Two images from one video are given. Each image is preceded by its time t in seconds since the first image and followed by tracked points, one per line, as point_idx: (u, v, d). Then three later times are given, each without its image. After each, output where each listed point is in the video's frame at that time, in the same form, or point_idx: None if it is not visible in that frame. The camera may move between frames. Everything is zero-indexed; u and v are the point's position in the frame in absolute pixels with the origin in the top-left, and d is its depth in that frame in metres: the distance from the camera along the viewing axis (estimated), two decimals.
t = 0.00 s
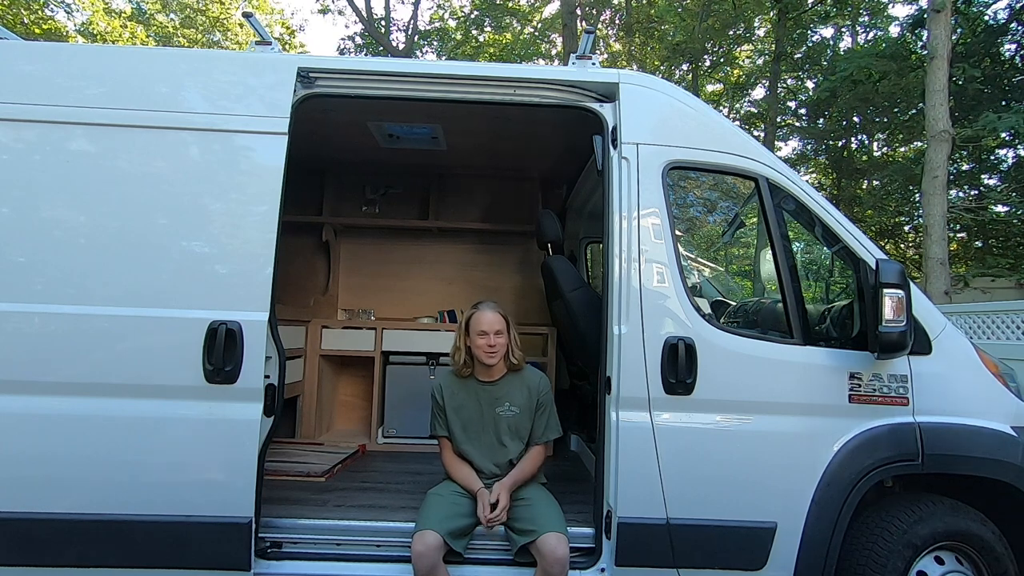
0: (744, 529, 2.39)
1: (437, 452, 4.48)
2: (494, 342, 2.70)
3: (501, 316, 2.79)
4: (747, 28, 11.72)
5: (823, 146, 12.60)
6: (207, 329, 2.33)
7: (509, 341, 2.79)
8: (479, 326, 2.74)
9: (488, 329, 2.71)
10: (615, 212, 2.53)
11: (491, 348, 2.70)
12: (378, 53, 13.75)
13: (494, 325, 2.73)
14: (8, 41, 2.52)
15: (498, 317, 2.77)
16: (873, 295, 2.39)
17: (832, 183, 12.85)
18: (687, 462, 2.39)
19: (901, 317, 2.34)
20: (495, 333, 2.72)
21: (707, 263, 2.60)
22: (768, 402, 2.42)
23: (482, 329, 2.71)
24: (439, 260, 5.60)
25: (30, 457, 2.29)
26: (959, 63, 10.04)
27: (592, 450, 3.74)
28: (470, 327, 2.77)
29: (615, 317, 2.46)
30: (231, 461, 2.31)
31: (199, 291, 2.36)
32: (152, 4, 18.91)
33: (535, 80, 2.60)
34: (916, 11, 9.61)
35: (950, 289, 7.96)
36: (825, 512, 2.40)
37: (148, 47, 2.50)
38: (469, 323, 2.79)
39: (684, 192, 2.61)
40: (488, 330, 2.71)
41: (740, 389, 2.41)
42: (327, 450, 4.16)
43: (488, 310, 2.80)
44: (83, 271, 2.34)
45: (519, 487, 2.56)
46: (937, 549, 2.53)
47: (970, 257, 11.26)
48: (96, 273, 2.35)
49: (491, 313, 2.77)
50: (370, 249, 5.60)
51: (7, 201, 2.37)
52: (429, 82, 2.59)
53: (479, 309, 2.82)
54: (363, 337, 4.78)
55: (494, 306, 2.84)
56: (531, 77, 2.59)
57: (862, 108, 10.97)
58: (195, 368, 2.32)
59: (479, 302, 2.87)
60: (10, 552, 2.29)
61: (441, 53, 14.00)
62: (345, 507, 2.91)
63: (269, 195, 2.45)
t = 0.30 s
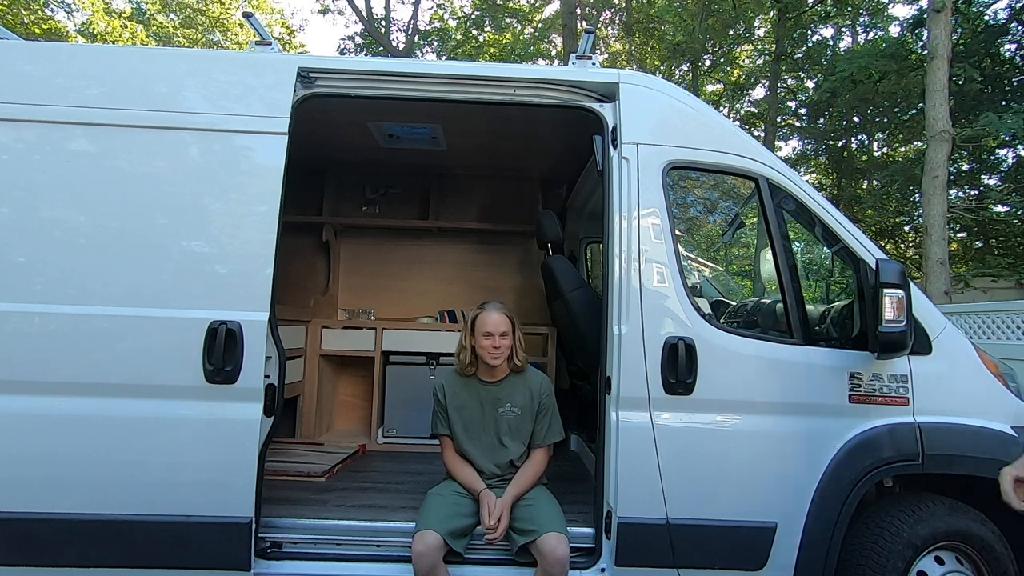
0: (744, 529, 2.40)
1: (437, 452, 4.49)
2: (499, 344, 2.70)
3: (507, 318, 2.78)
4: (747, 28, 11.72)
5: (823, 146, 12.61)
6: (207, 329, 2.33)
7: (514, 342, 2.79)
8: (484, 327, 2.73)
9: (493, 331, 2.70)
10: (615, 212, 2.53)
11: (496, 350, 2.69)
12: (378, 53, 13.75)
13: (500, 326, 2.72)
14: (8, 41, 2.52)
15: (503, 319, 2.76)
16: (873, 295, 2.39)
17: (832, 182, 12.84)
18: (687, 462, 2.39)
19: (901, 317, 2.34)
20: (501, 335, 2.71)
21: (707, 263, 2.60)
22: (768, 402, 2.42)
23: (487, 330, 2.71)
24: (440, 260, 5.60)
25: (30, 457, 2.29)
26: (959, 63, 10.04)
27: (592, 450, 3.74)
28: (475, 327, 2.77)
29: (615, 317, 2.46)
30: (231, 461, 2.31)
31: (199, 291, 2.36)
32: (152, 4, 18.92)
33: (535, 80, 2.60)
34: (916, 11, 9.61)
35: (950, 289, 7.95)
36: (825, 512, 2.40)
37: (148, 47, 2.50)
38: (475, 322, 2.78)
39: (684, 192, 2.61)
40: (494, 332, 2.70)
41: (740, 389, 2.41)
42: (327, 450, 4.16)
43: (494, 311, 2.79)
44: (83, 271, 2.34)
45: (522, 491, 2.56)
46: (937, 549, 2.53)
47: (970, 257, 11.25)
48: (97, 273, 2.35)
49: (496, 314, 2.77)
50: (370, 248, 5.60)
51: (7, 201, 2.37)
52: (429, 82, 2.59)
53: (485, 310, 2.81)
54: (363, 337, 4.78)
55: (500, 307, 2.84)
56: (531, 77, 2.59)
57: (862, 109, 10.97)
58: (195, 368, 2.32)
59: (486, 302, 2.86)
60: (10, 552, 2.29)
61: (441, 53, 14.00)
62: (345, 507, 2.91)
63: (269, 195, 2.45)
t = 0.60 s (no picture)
0: (743, 530, 2.39)
1: (437, 452, 4.49)
2: (502, 344, 2.69)
3: (509, 318, 2.76)
4: (747, 28, 11.72)
5: (823, 146, 12.60)
6: (207, 329, 2.33)
7: (516, 343, 2.77)
8: (486, 327, 2.71)
9: (495, 331, 2.68)
10: (615, 212, 2.53)
11: (499, 350, 2.68)
12: (378, 53, 13.75)
13: (503, 327, 2.70)
14: (8, 40, 2.52)
15: (506, 319, 2.74)
16: (873, 295, 2.39)
17: (832, 182, 12.83)
18: (687, 462, 2.39)
19: (901, 317, 2.34)
20: (503, 335, 2.70)
21: (706, 263, 2.59)
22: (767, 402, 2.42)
23: (490, 330, 2.69)
24: (440, 261, 5.60)
25: (30, 457, 2.29)
26: (959, 63, 10.03)
27: (592, 450, 3.74)
28: (477, 327, 2.75)
29: (615, 317, 2.45)
30: (232, 461, 2.31)
31: (199, 292, 2.36)
32: (152, 4, 18.91)
33: (535, 80, 2.60)
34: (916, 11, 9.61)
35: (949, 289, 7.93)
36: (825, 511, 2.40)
37: (149, 47, 2.50)
38: (477, 322, 2.76)
39: (684, 192, 2.61)
40: (496, 332, 2.69)
41: (740, 390, 2.41)
42: (327, 450, 4.16)
43: (496, 311, 2.77)
44: (82, 271, 2.34)
45: (523, 491, 2.56)
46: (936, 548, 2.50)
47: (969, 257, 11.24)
48: (97, 273, 2.35)
49: (499, 314, 2.75)
50: (371, 248, 5.59)
51: (7, 201, 2.37)
52: (429, 82, 2.59)
53: (488, 310, 2.79)
54: (363, 337, 4.78)
55: (502, 307, 2.82)
56: (531, 77, 2.60)
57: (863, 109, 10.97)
58: (195, 368, 2.32)
59: (489, 302, 2.84)
60: (10, 552, 2.29)
61: (441, 53, 13.99)
62: (345, 507, 2.91)
63: (269, 195, 2.45)
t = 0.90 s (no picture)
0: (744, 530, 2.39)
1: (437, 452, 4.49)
2: (505, 341, 2.69)
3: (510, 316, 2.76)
4: (747, 28, 11.73)
5: (823, 146, 12.60)
6: (206, 329, 2.33)
7: (517, 342, 2.77)
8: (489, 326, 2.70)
9: (499, 329, 2.68)
10: (615, 212, 2.53)
11: (503, 347, 2.68)
12: (378, 53, 13.74)
13: (505, 324, 2.70)
14: (8, 41, 2.52)
15: (508, 317, 2.74)
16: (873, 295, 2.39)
17: (832, 182, 12.83)
18: (687, 462, 2.40)
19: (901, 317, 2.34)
20: (507, 332, 2.69)
21: (706, 263, 2.60)
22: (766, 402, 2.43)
23: (494, 329, 2.68)
24: (440, 261, 5.61)
25: (30, 457, 2.29)
26: (959, 63, 10.04)
27: (592, 450, 3.74)
28: (478, 326, 2.74)
29: (615, 317, 2.44)
30: (232, 461, 2.31)
31: (199, 292, 2.36)
32: (153, 4, 18.91)
33: (535, 80, 2.60)
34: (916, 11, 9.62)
35: (950, 289, 7.93)
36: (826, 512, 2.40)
37: (148, 47, 2.50)
38: (477, 323, 2.75)
39: (684, 192, 2.61)
40: (499, 330, 2.68)
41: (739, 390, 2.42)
42: (327, 449, 4.16)
43: (496, 310, 2.76)
44: (82, 271, 2.34)
45: (523, 491, 2.56)
46: (937, 549, 2.53)
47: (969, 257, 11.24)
48: (97, 272, 2.35)
49: (500, 312, 2.74)
50: (370, 248, 5.59)
51: (7, 201, 2.37)
52: (429, 82, 2.59)
53: (489, 309, 2.78)
54: (363, 337, 4.78)
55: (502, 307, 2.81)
56: (531, 77, 2.60)
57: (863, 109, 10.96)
58: (195, 368, 2.32)
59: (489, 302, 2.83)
60: (9, 552, 2.29)
61: (442, 53, 13.97)
62: (345, 507, 2.91)
63: (269, 195, 2.45)
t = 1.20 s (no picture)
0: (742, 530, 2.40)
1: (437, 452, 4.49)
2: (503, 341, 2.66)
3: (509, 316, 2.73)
4: (747, 28, 11.74)
5: (823, 146, 12.60)
6: (206, 329, 2.32)
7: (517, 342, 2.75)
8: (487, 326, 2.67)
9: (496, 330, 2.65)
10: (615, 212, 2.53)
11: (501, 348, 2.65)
12: (378, 53, 13.74)
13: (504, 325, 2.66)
14: (8, 41, 2.53)
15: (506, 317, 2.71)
16: (872, 295, 2.39)
17: (832, 182, 12.82)
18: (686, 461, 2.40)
19: (901, 317, 2.34)
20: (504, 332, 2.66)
21: (706, 263, 2.61)
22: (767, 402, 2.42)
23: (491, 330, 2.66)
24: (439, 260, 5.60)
25: (29, 457, 2.29)
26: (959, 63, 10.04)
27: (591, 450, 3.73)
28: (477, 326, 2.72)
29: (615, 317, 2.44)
30: (232, 461, 2.31)
31: (199, 291, 2.36)
32: (153, 4, 18.91)
33: (535, 80, 2.60)
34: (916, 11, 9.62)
35: (950, 289, 7.92)
36: (826, 513, 2.39)
37: (148, 47, 2.50)
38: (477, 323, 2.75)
39: (684, 192, 2.61)
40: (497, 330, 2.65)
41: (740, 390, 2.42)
42: (327, 449, 4.16)
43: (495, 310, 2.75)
44: (82, 271, 2.34)
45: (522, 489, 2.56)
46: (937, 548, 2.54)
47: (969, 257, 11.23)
48: (96, 272, 2.35)
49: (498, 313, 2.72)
50: (370, 248, 5.59)
51: (7, 201, 2.37)
52: (429, 82, 2.59)
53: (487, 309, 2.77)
54: (363, 337, 4.80)
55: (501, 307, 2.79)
56: (531, 77, 2.59)
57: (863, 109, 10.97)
58: (195, 367, 2.32)
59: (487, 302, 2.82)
60: (9, 552, 2.29)
61: (442, 53, 13.96)
62: (345, 507, 2.91)
63: (269, 195, 2.45)
